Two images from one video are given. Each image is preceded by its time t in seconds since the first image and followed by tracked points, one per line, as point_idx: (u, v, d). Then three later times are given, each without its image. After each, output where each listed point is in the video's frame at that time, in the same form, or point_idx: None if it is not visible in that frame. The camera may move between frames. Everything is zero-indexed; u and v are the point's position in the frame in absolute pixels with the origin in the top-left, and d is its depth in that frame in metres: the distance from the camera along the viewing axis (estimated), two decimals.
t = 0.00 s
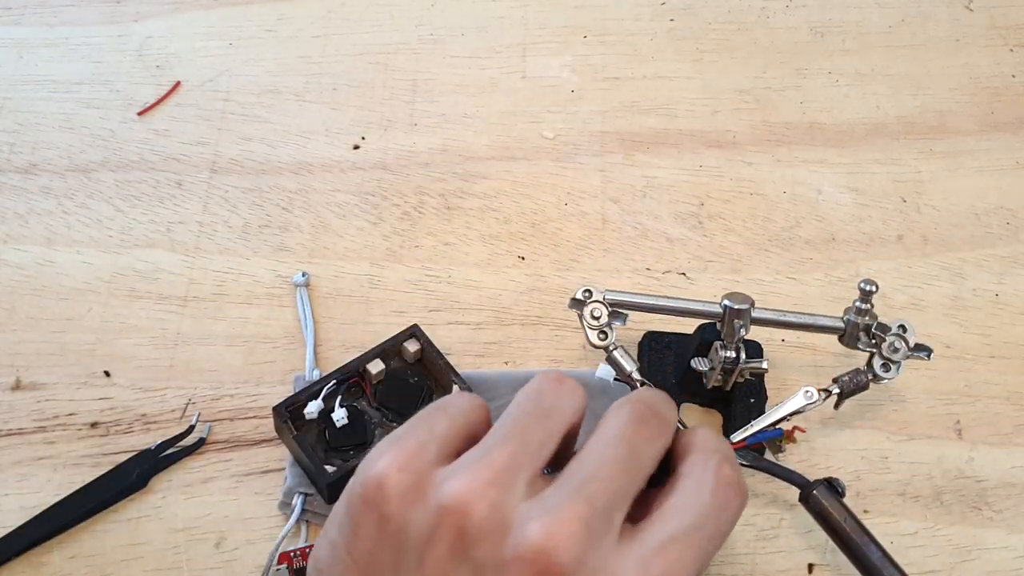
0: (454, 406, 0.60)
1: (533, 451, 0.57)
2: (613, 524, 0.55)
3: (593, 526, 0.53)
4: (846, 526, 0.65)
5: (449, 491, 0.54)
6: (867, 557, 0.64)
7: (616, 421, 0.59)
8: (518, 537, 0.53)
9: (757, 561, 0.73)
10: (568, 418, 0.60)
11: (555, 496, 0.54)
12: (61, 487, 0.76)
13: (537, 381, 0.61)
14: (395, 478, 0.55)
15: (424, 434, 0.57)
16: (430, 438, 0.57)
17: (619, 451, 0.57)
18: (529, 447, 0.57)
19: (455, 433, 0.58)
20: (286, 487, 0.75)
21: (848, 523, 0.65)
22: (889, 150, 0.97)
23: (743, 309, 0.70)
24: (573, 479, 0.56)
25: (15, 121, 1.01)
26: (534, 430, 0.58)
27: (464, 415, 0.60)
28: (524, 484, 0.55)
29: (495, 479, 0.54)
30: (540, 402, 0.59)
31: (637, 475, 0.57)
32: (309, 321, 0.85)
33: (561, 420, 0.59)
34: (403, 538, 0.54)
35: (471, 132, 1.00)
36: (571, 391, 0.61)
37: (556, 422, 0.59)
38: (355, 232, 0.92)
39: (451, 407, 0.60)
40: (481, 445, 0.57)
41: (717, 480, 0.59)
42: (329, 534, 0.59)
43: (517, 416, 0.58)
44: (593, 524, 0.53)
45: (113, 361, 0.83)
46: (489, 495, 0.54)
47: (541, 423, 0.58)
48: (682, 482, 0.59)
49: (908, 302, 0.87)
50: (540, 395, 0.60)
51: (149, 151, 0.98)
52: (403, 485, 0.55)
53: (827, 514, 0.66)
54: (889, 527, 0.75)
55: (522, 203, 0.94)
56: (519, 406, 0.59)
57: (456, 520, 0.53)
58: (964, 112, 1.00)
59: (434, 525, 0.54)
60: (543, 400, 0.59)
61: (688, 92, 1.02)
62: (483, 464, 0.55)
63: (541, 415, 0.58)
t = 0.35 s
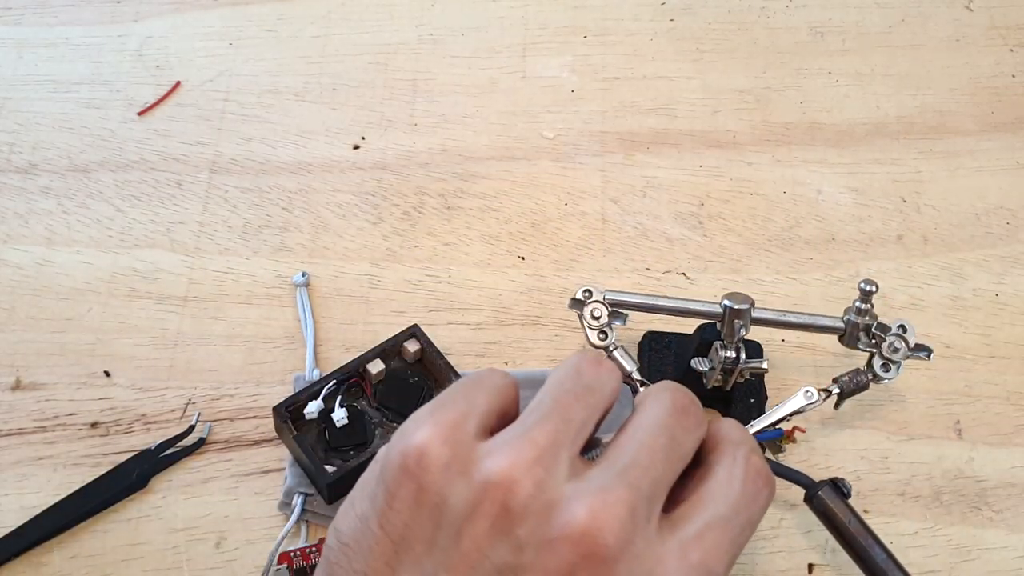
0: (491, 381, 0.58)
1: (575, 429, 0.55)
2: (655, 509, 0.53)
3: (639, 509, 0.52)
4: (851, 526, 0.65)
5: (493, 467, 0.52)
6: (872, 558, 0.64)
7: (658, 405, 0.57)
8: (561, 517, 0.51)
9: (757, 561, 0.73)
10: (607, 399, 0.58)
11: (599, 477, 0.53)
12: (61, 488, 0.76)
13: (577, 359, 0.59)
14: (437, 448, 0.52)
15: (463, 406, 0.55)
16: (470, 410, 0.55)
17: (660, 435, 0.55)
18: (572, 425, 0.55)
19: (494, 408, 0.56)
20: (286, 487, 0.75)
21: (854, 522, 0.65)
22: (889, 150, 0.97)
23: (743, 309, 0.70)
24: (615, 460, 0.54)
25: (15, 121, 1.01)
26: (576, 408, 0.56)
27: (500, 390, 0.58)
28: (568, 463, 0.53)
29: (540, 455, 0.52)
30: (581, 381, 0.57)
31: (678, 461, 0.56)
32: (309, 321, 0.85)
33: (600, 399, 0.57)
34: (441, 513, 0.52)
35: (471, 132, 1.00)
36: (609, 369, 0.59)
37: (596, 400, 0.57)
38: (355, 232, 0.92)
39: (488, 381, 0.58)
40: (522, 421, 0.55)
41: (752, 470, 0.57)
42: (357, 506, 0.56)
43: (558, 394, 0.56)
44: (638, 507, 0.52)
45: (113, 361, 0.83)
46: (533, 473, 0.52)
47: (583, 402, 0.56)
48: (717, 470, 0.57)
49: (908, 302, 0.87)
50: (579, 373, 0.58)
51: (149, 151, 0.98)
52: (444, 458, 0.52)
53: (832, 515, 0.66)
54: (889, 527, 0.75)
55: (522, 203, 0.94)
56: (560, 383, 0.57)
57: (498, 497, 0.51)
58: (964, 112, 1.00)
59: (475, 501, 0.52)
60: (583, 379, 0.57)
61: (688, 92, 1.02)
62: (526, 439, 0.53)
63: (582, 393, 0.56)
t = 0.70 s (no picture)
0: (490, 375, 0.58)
1: (573, 423, 0.55)
2: (652, 503, 0.53)
3: (635, 502, 0.52)
4: (848, 522, 0.65)
5: (490, 460, 0.52)
6: (867, 554, 0.64)
7: (656, 401, 0.57)
8: (557, 510, 0.51)
9: (757, 561, 0.73)
10: (606, 394, 0.58)
11: (596, 470, 0.53)
12: (61, 487, 0.76)
13: (577, 353, 0.59)
14: (435, 439, 0.52)
15: (462, 399, 0.55)
16: (469, 403, 0.55)
17: (658, 431, 0.55)
18: (570, 419, 0.54)
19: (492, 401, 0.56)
20: (286, 487, 0.75)
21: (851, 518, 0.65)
22: (889, 150, 0.97)
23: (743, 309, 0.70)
24: (613, 454, 0.54)
25: (15, 121, 1.01)
26: (575, 402, 0.55)
27: (499, 383, 0.58)
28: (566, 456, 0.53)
29: (537, 448, 0.52)
30: (580, 375, 0.57)
31: (675, 457, 0.55)
32: (309, 321, 0.85)
33: (599, 394, 0.57)
34: (438, 504, 0.52)
35: (471, 132, 1.00)
36: (608, 364, 0.59)
37: (595, 395, 0.57)
38: (355, 232, 0.92)
39: (487, 374, 0.58)
40: (520, 413, 0.55)
41: (747, 467, 0.57)
42: (356, 496, 0.56)
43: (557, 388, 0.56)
44: (635, 500, 0.52)
45: (113, 361, 0.83)
46: (531, 465, 0.52)
47: (582, 396, 0.56)
48: (714, 466, 0.57)
49: (908, 302, 0.87)
50: (578, 368, 0.58)
51: (149, 151, 0.98)
52: (442, 449, 0.52)
53: (828, 512, 0.66)
54: (889, 527, 0.75)
55: (522, 203, 0.94)
56: (560, 377, 0.57)
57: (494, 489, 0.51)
58: (964, 112, 1.00)
59: (472, 492, 0.52)
60: (583, 373, 0.57)
61: (688, 92, 1.02)
62: (524, 431, 0.53)
63: (581, 387, 0.56)
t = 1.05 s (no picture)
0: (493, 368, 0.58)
1: (576, 417, 0.55)
2: (652, 497, 0.53)
3: (637, 496, 0.52)
4: (841, 525, 0.65)
5: (493, 452, 0.52)
6: (862, 558, 0.64)
7: (658, 397, 0.57)
8: (559, 503, 0.51)
9: (757, 561, 0.73)
10: (609, 389, 0.58)
11: (598, 464, 0.53)
12: (61, 487, 0.76)
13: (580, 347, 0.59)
14: (439, 431, 0.52)
15: (465, 392, 0.55)
16: (473, 396, 0.55)
17: (659, 426, 0.55)
18: (572, 413, 0.54)
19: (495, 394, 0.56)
20: (286, 487, 0.75)
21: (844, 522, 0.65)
22: (889, 150, 0.97)
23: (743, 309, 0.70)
24: (614, 448, 0.54)
25: (15, 121, 1.01)
26: (577, 396, 0.55)
27: (502, 377, 0.58)
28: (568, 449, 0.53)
29: (540, 441, 0.52)
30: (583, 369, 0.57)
31: (676, 453, 0.55)
32: (309, 321, 0.85)
33: (601, 388, 0.57)
34: (440, 496, 0.52)
35: (471, 132, 1.00)
36: (610, 359, 0.59)
37: (597, 390, 0.57)
38: (355, 232, 0.92)
39: (491, 367, 0.58)
40: (523, 407, 0.55)
41: (746, 463, 0.57)
42: (358, 488, 0.56)
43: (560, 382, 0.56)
44: (636, 494, 0.52)
45: (113, 361, 0.83)
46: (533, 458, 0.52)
47: (585, 391, 0.56)
48: (713, 462, 0.57)
49: (908, 302, 0.87)
50: (580, 362, 0.57)
51: (149, 151, 0.98)
52: (446, 440, 0.52)
53: (822, 516, 0.66)
54: (889, 527, 0.75)
55: (522, 203, 0.94)
56: (563, 371, 0.57)
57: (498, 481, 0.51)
58: (964, 112, 1.00)
59: (475, 484, 0.52)
60: (585, 368, 0.57)
61: (688, 92, 1.02)
62: (528, 425, 0.53)
63: (583, 381, 0.56)
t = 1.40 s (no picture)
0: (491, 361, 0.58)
1: (571, 405, 0.54)
2: (648, 483, 0.53)
3: (631, 482, 0.51)
4: (841, 525, 0.65)
5: (488, 439, 0.52)
6: (863, 558, 0.64)
7: (653, 385, 0.57)
8: (553, 488, 0.51)
9: (757, 561, 0.73)
10: (605, 378, 0.57)
11: (593, 449, 0.53)
12: (61, 487, 0.76)
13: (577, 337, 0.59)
14: (435, 420, 0.53)
15: (461, 381, 0.55)
16: (469, 385, 0.55)
17: (653, 413, 0.55)
18: (568, 401, 0.54)
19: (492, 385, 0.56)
20: (286, 487, 0.75)
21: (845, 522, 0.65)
22: (889, 150, 0.97)
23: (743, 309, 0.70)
24: (608, 434, 0.54)
25: (15, 121, 1.01)
26: (573, 384, 0.55)
27: (499, 367, 0.58)
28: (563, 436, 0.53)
29: (535, 429, 0.52)
30: (578, 357, 0.57)
31: (671, 439, 0.55)
32: (309, 321, 0.85)
33: (597, 376, 0.57)
34: (438, 482, 0.53)
35: (472, 132, 0.99)
36: (606, 349, 0.58)
37: (592, 378, 0.56)
38: (355, 232, 0.92)
39: (488, 358, 0.58)
40: (519, 395, 0.55)
41: (740, 447, 0.57)
42: (359, 477, 0.56)
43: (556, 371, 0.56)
44: (630, 479, 0.51)
45: (113, 361, 0.83)
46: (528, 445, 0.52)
47: (581, 380, 0.56)
48: (708, 448, 0.57)
49: (908, 303, 0.87)
50: (576, 351, 0.57)
51: (149, 151, 0.98)
52: (442, 429, 0.53)
53: (823, 516, 0.66)
54: (889, 527, 0.75)
55: (522, 203, 0.94)
56: (559, 360, 0.57)
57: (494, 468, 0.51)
58: (964, 112, 1.00)
59: (471, 471, 0.52)
60: (581, 357, 0.57)
61: (688, 92, 1.02)
62: (522, 413, 0.53)
63: (579, 370, 0.56)
